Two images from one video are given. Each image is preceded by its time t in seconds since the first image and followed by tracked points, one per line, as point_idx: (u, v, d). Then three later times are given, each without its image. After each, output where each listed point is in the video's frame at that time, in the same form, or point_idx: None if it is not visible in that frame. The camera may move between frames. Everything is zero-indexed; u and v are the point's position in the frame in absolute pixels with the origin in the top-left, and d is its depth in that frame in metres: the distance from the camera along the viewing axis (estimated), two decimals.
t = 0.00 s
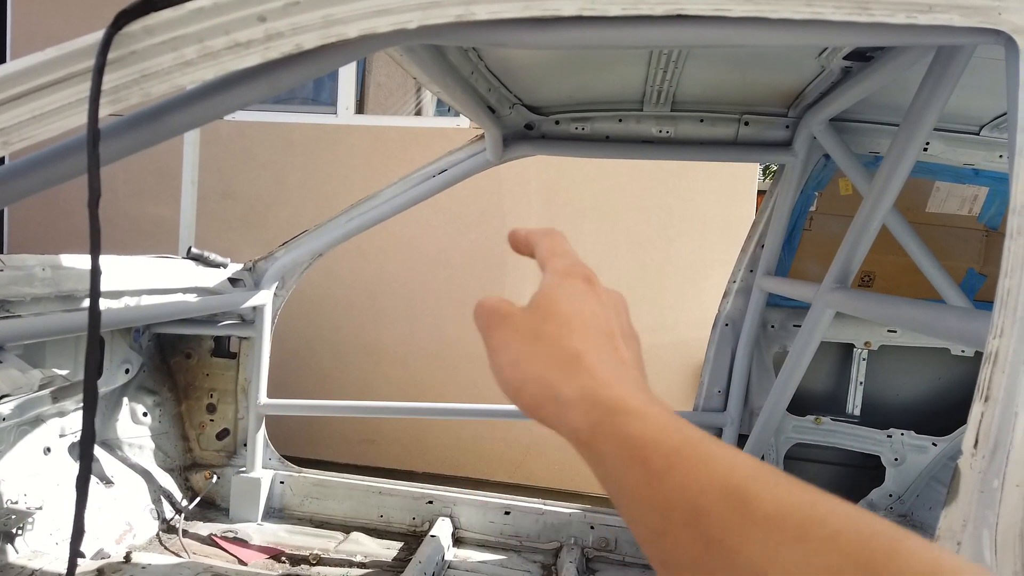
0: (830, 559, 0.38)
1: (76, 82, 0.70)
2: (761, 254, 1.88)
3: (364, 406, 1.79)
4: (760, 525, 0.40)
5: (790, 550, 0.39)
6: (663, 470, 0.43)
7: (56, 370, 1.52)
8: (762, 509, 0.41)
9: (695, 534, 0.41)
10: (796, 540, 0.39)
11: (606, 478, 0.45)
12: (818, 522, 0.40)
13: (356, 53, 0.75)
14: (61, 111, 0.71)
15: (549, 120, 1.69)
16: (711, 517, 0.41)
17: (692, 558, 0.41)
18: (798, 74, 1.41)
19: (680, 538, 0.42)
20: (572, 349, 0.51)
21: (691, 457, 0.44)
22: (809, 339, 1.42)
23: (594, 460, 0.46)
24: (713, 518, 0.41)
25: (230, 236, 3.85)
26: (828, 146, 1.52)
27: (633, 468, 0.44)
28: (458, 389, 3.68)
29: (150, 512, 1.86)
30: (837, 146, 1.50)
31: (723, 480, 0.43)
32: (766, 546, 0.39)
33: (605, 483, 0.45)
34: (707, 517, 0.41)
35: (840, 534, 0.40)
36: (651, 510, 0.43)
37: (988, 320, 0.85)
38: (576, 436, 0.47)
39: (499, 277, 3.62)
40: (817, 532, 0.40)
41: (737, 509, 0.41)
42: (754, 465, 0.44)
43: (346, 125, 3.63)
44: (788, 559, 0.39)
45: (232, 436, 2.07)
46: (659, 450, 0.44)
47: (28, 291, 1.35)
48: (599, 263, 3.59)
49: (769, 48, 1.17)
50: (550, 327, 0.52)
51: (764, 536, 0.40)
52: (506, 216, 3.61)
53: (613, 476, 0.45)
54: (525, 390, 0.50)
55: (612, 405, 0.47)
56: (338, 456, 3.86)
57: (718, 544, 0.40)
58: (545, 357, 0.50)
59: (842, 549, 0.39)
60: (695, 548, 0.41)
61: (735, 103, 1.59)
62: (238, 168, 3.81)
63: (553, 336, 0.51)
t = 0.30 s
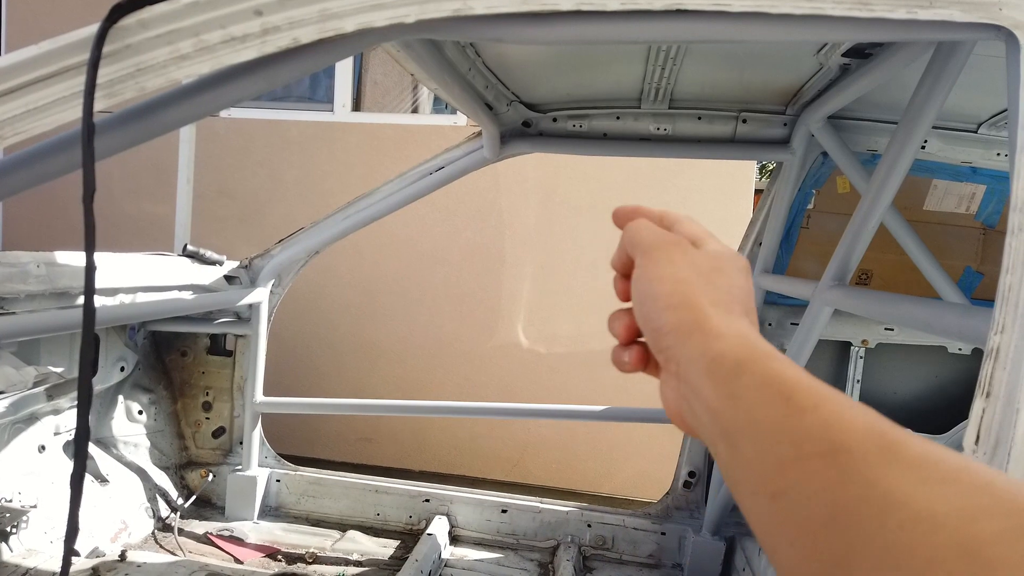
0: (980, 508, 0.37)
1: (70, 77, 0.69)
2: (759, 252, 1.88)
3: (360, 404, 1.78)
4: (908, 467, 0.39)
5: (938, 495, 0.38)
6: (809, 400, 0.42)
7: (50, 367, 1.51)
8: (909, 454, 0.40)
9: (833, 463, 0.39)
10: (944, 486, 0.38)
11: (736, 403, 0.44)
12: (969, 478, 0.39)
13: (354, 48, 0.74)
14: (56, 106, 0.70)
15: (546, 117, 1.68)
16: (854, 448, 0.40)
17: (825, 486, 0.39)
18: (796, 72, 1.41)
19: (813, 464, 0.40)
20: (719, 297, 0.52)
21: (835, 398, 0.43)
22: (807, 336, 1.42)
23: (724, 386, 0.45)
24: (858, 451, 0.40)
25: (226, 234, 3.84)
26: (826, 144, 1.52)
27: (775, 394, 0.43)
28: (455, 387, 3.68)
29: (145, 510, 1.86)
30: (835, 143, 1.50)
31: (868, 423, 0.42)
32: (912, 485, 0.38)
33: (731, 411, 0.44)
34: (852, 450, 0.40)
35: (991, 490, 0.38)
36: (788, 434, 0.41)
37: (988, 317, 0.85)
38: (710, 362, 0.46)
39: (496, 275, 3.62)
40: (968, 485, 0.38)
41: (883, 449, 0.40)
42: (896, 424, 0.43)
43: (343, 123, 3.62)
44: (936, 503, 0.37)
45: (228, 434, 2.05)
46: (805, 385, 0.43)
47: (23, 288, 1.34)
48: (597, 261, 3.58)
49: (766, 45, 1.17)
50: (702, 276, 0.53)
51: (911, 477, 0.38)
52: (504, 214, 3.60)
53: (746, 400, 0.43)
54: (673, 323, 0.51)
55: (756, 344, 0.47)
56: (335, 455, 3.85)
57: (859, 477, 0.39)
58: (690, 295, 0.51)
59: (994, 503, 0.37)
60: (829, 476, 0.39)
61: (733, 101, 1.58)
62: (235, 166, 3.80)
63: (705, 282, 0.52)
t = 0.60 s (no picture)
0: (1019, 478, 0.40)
1: (62, 73, 0.69)
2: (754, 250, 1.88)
3: (354, 402, 1.78)
4: (947, 439, 0.43)
5: (977, 463, 0.42)
6: (855, 376, 0.49)
7: (44, 366, 1.51)
8: (952, 431, 0.44)
9: (872, 426, 0.45)
10: (984, 458, 0.42)
11: (788, 372, 0.51)
12: (1012, 458, 0.42)
13: (348, 46, 0.74)
14: (48, 103, 0.70)
15: (542, 115, 1.68)
16: (895, 416, 0.45)
17: (866, 445, 0.44)
18: (792, 69, 1.40)
19: (855, 426, 0.45)
20: (778, 293, 0.61)
21: (881, 379, 0.49)
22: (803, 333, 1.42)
23: (778, 360, 0.53)
24: (899, 419, 0.45)
25: (221, 232, 3.82)
26: (821, 142, 1.52)
27: (824, 368, 0.50)
28: (451, 385, 3.68)
29: (140, 509, 1.85)
30: (830, 140, 1.50)
31: (913, 403, 0.47)
32: (951, 453, 0.42)
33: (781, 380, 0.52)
34: (894, 417, 0.45)
35: None
36: (833, 399, 0.47)
37: (982, 315, 0.85)
38: (767, 340, 0.55)
39: (493, 274, 3.62)
40: (1008, 460, 0.42)
41: (925, 423, 0.45)
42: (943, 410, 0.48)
43: (339, 121, 3.61)
44: (974, 470, 0.41)
45: (223, 432, 2.05)
46: (852, 365, 0.50)
47: (16, 287, 1.34)
48: (594, 259, 3.59)
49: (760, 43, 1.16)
50: (768, 273, 0.63)
51: (951, 447, 0.43)
52: (501, 213, 3.60)
53: (799, 371, 0.51)
54: (739, 308, 0.62)
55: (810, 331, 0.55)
56: (331, 454, 3.85)
57: (901, 439, 0.43)
58: (753, 284, 0.62)
59: None
60: (869, 436, 0.44)
61: (729, 99, 1.58)
62: (230, 164, 3.79)
63: (768, 277, 0.62)
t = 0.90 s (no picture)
0: (1002, 412, 0.44)
1: (60, 75, 0.69)
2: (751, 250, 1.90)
3: (351, 403, 1.78)
4: (937, 375, 0.47)
5: (964, 398, 0.45)
6: (846, 316, 0.53)
7: (42, 367, 1.50)
8: (940, 368, 0.48)
9: (863, 364, 0.49)
10: (971, 393, 0.46)
11: (784, 319, 0.55)
12: (995, 391, 0.46)
13: (345, 47, 0.74)
14: (45, 104, 0.70)
15: (539, 116, 1.68)
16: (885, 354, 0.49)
17: (858, 383, 0.48)
18: (789, 70, 1.41)
19: (845, 364, 0.50)
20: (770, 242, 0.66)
21: (872, 319, 0.53)
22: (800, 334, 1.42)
23: (775, 311, 0.57)
24: (888, 357, 0.49)
25: (219, 232, 3.82)
26: (818, 143, 1.52)
27: (816, 310, 0.54)
28: (449, 385, 3.68)
29: (137, 510, 1.85)
30: (826, 141, 1.50)
31: (902, 340, 0.51)
32: (939, 389, 0.46)
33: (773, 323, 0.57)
34: (883, 356, 0.49)
35: (1015, 401, 0.45)
36: (823, 340, 0.52)
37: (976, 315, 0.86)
38: (763, 294, 0.59)
39: (491, 274, 3.62)
40: (993, 395, 0.46)
41: (915, 360, 0.49)
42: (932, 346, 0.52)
43: (336, 121, 3.61)
44: (960, 404, 0.45)
45: (221, 433, 2.05)
46: (844, 306, 0.55)
47: (13, 288, 1.34)
48: (592, 259, 3.59)
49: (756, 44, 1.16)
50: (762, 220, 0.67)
51: (937, 383, 0.47)
52: (498, 213, 3.60)
53: (794, 318, 0.55)
54: (732, 256, 0.67)
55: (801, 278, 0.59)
56: (329, 454, 3.85)
57: (891, 376, 0.48)
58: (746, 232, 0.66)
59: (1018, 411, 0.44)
60: (861, 375, 0.49)
61: (726, 99, 1.59)
62: (228, 164, 3.79)
63: (761, 224, 0.66)
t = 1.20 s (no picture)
0: (934, 359, 0.43)
1: (57, 77, 0.69)
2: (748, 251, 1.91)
3: (349, 404, 1.78)
4: (868, 324, 0.46)
5: (894, 346, 0.44)
6: (770, 266, 0.53)
7: (38, 370, 1.50)
8: (870, 315, 0.47)
9: (791, 316, 0.48)
10: (900, 340, 0.45)
11: (710, 274, 0.56)
12: (925, 336, 0.45)
13: (342, 49, 0.73)
14: (41, 106, 0.70)
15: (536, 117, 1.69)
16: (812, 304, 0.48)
17: (785, 336, 0.48)
18: (785, 72, 1.41)
19: (772, 317, 0.49)
20: (695, 198, 0.67)
21: (795, 267, 0.53)
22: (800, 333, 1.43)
23: (703, 267, 0.57)
24: (816, 307, 0.48)
25: (217, 234, 3.82)
26: (814, 143, 1.53)
27: (739, 262, 0.55)
28: (447, 386, 3.68)
29: (135, 511, 1.85)
30: (824, 142, 1.51)
31: (829, 287, 0.50)
32: (869, 337, 0.45)
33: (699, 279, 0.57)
34: (810, 306, 0.48)
35: (943, 344, 0.44)
36: (748, 292, 0.52)
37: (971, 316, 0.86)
38: (691, 252, 0.60)
39: (488, 275, 3.62)
40: (925, 340, 0.45)
41: (843, 308, 0.48)
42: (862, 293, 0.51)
43: (334, 122, 3.61)
44: (889, 351, 0.44)
45: (218, 435, 2.05)
46: (768, 256, 0.55)
47: (9, 290, 1.33)
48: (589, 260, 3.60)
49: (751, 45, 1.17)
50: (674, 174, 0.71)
51: (864, 328, 0.46)
52: (496, 214, 3.60)
53: (719, 273, 0.55)
54: (650, 212, 0.70)
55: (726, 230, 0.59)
56: (327, 455, 3.84)
57: (820, 327, 0.47)
58: (658, 184, 0.70)
59: (949, 358, 0.43)
60: (787, 327, 0.48)
61: (723, 101, 1.59)
62: (225, 165, 3.79)
63: (667, 174, 0.71)
